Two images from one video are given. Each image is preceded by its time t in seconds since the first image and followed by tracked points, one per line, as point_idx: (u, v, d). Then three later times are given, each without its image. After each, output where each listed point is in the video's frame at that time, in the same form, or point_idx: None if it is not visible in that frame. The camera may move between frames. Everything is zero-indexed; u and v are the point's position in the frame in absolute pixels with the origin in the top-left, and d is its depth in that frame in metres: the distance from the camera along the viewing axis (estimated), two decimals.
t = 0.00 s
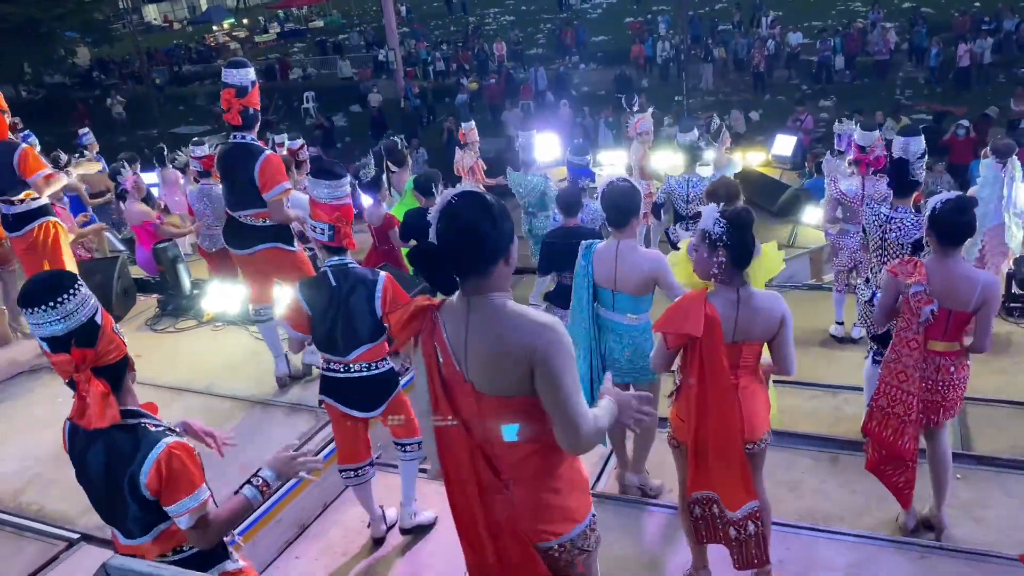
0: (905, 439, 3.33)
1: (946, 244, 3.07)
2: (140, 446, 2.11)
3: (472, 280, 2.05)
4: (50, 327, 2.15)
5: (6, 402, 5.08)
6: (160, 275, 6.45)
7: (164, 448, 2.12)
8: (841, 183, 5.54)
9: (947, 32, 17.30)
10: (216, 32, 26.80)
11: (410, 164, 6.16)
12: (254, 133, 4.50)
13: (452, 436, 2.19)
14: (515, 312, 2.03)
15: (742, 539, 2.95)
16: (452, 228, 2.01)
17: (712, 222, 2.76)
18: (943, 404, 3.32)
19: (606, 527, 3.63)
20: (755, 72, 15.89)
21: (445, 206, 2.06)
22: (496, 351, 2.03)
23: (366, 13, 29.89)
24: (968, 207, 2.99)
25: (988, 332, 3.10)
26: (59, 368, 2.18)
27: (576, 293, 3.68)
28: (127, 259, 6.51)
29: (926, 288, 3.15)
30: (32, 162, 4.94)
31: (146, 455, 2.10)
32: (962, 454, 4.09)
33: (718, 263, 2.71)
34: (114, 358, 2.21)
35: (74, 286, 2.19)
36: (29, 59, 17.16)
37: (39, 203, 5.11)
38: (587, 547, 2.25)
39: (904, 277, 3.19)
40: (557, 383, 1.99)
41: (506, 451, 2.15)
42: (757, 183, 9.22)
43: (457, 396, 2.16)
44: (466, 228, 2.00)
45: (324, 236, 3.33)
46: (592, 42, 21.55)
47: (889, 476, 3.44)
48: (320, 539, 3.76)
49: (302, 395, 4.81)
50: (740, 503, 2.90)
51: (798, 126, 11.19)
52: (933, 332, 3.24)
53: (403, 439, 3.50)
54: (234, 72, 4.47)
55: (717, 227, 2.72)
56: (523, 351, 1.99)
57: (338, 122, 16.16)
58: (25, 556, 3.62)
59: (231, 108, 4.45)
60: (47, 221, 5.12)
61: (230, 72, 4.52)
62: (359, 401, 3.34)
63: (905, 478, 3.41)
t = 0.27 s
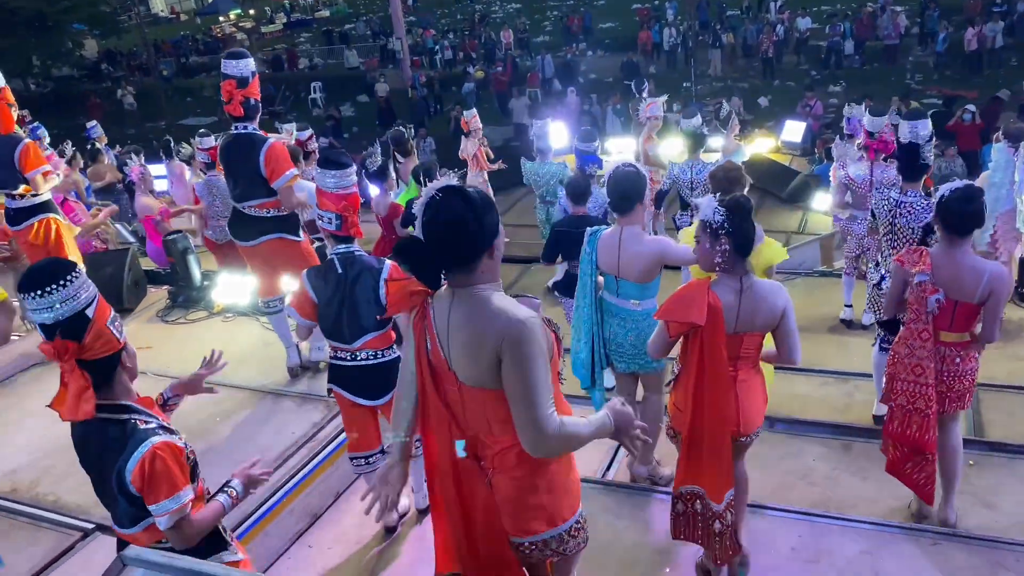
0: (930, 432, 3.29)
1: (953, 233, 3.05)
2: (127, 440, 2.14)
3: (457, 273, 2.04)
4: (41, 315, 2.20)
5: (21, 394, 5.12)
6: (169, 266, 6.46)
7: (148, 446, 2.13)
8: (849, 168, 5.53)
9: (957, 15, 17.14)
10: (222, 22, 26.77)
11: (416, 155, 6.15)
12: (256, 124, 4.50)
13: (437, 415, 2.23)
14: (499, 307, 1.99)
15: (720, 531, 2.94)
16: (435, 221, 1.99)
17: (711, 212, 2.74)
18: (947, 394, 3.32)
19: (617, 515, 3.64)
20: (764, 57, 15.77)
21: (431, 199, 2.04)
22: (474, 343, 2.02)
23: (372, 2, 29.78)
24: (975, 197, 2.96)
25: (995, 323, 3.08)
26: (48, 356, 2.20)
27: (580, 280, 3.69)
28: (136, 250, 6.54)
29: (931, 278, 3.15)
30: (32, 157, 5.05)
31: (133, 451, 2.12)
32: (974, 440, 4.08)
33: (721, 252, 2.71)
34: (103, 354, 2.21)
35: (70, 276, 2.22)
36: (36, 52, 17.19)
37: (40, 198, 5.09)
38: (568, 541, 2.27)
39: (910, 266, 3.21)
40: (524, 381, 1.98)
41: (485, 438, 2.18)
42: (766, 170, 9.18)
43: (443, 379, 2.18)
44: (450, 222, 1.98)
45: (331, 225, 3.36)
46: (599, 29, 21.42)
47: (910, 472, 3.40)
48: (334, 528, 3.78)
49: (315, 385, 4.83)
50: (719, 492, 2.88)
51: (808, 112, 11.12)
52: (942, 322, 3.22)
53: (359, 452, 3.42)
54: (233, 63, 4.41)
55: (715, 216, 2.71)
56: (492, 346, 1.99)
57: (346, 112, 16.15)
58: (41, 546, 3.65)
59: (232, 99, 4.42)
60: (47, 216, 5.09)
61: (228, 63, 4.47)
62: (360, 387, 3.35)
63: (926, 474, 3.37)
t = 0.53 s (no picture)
0: (945, 412, 3.29)
1: (966, 214, 3.01)
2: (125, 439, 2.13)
3: (459, 272, 1.95)
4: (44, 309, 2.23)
5: (40, 384, 5.17)
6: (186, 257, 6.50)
7: (144, 447, 2.12)
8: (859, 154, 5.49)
9: None
10: (234, 13, 26.83)
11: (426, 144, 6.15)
12: (267, 114, 4.52)
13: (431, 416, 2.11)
14: (503, 306, 1.91)
15: (722, 522, 2.94)
16: (447, 218, 1.92)
17: (730, 197, 2.72)
18: (974, 378, 3.28)
19: (633, 503, 3.65)
20: (778, 42, 15.64)
21: (443, 196, 1.97)
22: (478, 340, 1.92)
23: None
24: (988, 176, 2.93)
25: (1014, 304, 3.02)
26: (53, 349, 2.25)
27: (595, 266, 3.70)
28: (153, 241, 6.62)
29: (939, 256, 3.14)
30: (35, 150, 5.08)
31: (131, 450, 2.12)
32: (993, 427, 4.06)
33: (737, 238, 2.70)
34: (103, 350, 2.21)
35: (75, 274, 2.21)
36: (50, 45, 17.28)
37: (48, 190, 5.15)
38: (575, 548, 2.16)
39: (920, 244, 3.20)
40: (542, 376, 1.89)
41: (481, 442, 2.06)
42: (780, 156, 9.12)
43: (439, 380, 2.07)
44: (455, 219, 1.91)
45: (347, 215, 3.42)
46: (611, 14, 21.31)
47: (936, 451, 3.38)
48: (350, 516, 3.80)
49: (331, 374, 4.86)
50: (717, 484, 2.91)
51: (822, 97, 11.03)
52: (955, 302, 3.20)
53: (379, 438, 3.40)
54: (242, 51, 4.41)
55: (733, 201, 2.70)
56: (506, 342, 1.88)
57: (358, 101, 16.15)
58: (62, 535, 3.70)
59: (240, 88, 4.43)
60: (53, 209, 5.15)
61: (238, 52, 4.48)
62: (377, 377, 3.36)
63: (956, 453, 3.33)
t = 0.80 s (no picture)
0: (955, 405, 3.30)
1: (996, 207, 2.97)
2: (134, 433, 2.16)
3: (478, 279, 1.87)
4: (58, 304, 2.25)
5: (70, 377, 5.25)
6: (211, 250, 6.53)
7: (151, 439, 2.14)
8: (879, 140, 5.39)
9: None
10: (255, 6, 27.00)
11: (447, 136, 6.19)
12: (288, 107, 4.52)
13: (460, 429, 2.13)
14: (518, 316, 1.85)
15: (752, 513, 2.98)
16: (461, 222, 1.83)
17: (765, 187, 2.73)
18: (1009, 379, 3.19)
19: (658, 494, 3.65)
20: (801, 28, 15.47)
21: (455, 200, 1.89)
22: (500, 352, 1.87)
23: None
24: (1016, 168, 2.87)
25: None
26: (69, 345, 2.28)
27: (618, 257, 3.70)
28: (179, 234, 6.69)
29: (964, 248, 3.12)
30: (56, 149, 5.13)
31: (138, 443, 2.15)
32: None
33: (769, 230, 2.68)
34: (114, 344, 2.23)
35: (88, 271, 2.21)
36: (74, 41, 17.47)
37: (74, 188, 5.34)
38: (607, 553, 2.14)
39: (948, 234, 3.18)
40: (580, 371, 1.82)
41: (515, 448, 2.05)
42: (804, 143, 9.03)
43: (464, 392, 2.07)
44: (466, 226, 1.82)
45: (376, 212, 3.38)
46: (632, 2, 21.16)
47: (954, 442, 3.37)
48: (377, 505, 3.83)
49: (357, 366, 4.90)
50: (749, 476, 2.94)
51: (846, 83, 10.90)
52: (981, 295, 3.17)
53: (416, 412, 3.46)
54: (263, 45, 4.39)
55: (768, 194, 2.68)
56: (535, 347, 1.82)
57: (378, 92, 16.17)
58: (95, 524, 3.76)
59: (261, 83, 4.43)
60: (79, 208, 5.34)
61: (259, 45, 4.46)
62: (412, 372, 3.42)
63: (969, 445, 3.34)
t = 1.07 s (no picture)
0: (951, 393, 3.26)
1: (1000, 195, 2.97)
2: (127, 435, 2.17)
3: (484, 282, 1.86)
4: (52, 306, 2.26)
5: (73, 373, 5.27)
6: (212, 246, 6.53)
7: (144, 440, 2.15)
8: (878, 132, 5.39)
9: None
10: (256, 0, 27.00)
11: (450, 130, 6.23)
12: (285, 104, 4.51)
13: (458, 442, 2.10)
14: (527, 316, 1.86)
15: (782, 504, 2.97)
16: (462, 224, 1.83)
17: (783, 183, 2.69)
18: (1012, 369, 3.16)
19: (660, 487, 3.65)
20: (804, 18, 15.41)
21: (455, 203, 1.90)
22: (506, 354, 1.87)
23: None
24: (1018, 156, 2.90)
25: None
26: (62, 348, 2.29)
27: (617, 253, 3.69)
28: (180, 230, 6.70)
29: (968, 235, 3.12)
30: (52, 143, 5.13)
31: (132, 445, 2.16)
32: None
33: (789, 226, 2.68)
34: (109, 346, 2.24)
35: (88, 269, 2.26)
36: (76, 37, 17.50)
37: (73, 184, 5.33)
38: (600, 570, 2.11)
39: (954, 222, 3.18)
40: (585, 370, 1.81)
41: (510, 461, 2.01)
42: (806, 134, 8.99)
43: (463, 401, 2.05)
44: (472, 228, 1.81)
45: (384, 205, 3.43)
46: None
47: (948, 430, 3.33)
48: (380, 500, 3.84)
49: (360, 361, 4.90)
50: (778, 468, 2.93)
51: (849, 73, 10.85)
52: (987, 285, 3.15)
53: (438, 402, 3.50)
54: (263, 40, 4.37)
55: (789, 189, 2.66)
56: (542, 347, 1.82)
57: (380, 86, 16.16)
58: (99, 520, 3.78)
59: (256, 79, 4.44)
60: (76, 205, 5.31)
61: (258, 40, 4.44)
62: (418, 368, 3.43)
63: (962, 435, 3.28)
